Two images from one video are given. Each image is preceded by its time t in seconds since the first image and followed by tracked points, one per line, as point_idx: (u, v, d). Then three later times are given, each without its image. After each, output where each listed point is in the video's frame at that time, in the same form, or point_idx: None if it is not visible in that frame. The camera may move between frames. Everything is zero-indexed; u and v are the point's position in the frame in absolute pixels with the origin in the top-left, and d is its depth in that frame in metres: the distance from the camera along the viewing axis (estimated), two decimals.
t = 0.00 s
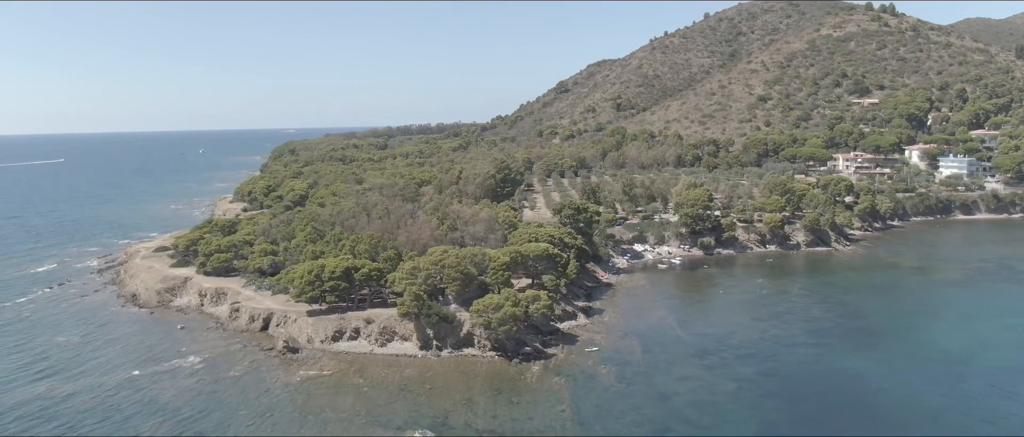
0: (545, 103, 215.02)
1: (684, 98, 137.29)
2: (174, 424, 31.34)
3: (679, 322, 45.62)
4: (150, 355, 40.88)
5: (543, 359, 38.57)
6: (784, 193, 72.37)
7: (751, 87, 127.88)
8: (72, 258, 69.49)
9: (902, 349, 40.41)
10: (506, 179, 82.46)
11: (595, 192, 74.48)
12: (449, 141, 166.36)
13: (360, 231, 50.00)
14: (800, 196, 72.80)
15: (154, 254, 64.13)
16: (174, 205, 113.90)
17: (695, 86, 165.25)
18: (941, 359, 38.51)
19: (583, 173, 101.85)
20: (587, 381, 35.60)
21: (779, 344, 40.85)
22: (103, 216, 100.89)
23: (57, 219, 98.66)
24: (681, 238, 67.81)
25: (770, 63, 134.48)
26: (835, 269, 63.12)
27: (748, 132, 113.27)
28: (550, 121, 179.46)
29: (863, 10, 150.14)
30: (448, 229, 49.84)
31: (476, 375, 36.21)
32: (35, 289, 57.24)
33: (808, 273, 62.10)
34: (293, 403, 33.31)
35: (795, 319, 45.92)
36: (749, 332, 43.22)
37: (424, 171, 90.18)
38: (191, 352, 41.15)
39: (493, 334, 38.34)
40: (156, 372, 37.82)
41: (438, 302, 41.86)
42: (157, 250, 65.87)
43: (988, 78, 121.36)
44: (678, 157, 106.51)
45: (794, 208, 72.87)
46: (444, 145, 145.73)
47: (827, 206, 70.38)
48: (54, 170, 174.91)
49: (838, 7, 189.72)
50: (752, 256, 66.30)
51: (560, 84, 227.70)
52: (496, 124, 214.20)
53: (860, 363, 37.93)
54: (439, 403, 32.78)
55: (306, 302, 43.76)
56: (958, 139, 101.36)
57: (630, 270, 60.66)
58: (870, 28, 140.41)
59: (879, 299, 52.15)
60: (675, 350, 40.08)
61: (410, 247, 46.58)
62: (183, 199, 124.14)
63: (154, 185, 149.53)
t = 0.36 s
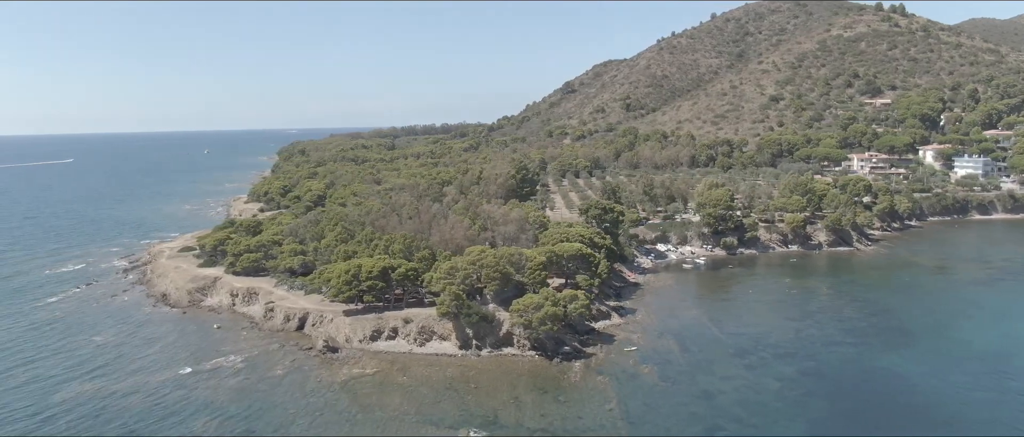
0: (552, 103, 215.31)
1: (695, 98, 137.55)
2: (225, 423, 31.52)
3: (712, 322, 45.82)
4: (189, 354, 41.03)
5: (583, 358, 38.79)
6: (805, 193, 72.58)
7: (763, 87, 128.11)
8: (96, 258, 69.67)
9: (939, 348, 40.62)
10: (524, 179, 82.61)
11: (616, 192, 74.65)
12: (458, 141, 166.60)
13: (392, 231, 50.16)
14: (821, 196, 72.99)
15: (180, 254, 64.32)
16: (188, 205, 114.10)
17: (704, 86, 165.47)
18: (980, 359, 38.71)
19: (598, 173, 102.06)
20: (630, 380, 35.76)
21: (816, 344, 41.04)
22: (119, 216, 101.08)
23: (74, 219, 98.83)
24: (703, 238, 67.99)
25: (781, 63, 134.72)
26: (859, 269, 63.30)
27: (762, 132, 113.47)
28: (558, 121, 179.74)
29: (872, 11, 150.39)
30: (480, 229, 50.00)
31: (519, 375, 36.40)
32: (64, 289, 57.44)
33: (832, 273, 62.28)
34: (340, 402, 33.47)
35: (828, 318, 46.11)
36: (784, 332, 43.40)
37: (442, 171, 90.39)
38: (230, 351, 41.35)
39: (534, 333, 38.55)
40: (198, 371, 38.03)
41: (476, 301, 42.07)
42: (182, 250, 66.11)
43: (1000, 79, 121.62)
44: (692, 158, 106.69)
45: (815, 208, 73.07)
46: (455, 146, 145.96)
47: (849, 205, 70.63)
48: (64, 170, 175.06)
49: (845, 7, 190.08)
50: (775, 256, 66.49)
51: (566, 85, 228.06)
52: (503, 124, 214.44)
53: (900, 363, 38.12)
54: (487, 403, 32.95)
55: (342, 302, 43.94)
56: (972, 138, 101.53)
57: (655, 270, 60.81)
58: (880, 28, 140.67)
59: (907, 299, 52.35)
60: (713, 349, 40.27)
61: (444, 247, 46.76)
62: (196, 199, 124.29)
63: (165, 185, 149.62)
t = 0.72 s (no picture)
0: (559, 104, 215.47)
1: (706, 98, 137.71)
2: (278, 423, 31.66)
3: (747, 322, 46.01)
4: (231, 354, 41.17)
5: (624, 358, 38.93)
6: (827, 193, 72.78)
7: (775, 87, 128.31)
8: (119, 258, 69.75)
9: (978, 348, 40.81)
10: (544, 179, 82.68)
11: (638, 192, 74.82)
12: (467, 141, 166.70)
13: (425, 231, 50.32)
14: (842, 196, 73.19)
15: (205, 254, 64.44)
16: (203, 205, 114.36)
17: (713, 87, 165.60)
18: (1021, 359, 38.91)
19: (613, 174, 102.20)
20: (676, 380, 35.95)
21: (854, 343, 41.23)
22: (135, 217, 101.15)
23: (90, 219, 98.84)
24: (727, 238, 68.13)
25: (792, 63, 134.93)
26: (884, 269, 63.48)
27: (775, 132, 113.67)
28: (567, 121, 179.85)
29: (882, 11, 150.54)
30: (512, 229, 50.13)
31: (564, 374, 36.54)
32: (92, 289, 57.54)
33: (857, 273, 62.48)
34: (390, 401, 33.60)
35: (861, 319, 46.34)
36: (821, 332, 43.59)
37: (459, 172, 90.48)
38: (271, 351, 41.53)
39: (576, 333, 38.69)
40: (243, 371, 38.18)
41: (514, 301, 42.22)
42: (207, 250, 66.23)
43: (1012, 79, 121.84)
44: (707, 158, 106.83)
45: (836, 209, 73.28)
46: (466, 146, 146.10)
47: (871, 205, 70.83)
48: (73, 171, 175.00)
49: (853, 8, 190.37)
50: (799, 257, 66.66)
51: (573, 85, 228.27)
52: (510, 124, 214.52)
53: (942, 363, 38.30)
54: (536, 402, 33.12)
55: (379, 302, 44.05)
56: (987, 139, 101.71)
57: (682, 270, 60.95)
58: (891, 28, 140.85)
59: (936, 299, 52.59)
60: (753, 350, 40.45)
61: (479, 248, 46.93)
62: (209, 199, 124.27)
63: (175, 184, 149.63)
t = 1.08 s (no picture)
0: (566, 104, 215.57)
1: (718, 98, 137.86)
2: (331, 422, 31.83)
3: (783, 322, 46.20)
4: (273, 354, 41.33)
5: (666, 358, 39.09)
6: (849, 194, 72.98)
7: (787, 87, 128.47)
8: (144, 259, 69.91)
9: (1017, 348, 41.03)
10: (564, 179, 82.84)
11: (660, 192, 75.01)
12: (477, 142, 166.83)
13: (459, 231, 50.54)
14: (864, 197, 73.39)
15: (232, 255, 64.63)
16: (218, 205, 114.49)
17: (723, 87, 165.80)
18: None
19: (629, 174, 102.37)
20: (721, 379, 36.17)
21: (893, 343, 41.47)
22: (152, 217, 101.26)
23: (107, 220, 98.93)
24: (751, 238, 68.34)
25: (804, 64, 135.10)
26: (909, 269, 63.69)
27: (789, 132, 113.84)
28: (576, 121, 179.98)
29: (893, 11, 150.72)
30: (546, 229, 50.34)
31: (610, 374, 36.73)
32: (122, 289, 57.73)
33: (882, 272, 62.71)
34: (440, 400, 33.79)
35: (896, 319, 46.58)
36: (858, 332, 43.80)
37: (478, 173, 90.64)
38: (312, 350, 41.73)
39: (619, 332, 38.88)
40: (288, 370, 38.38)
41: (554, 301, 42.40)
42: (233, 250, 66.40)
43: None
44: (721, 158, 107.02)
45: (859, 209, 73.49)
46: (477, 147, 146.23)
47: (894, 206, 71.11)
48: (82, 171, 175.04)
49: (860, 8, 190.52)
50: (823, 257, 66.87)
51: (580, 85, 228.43)
52: (517, 124, 214.60)
53: (984, 363, 38.53)
54: (587, 402, 33.33)
55: (418, 302, 44.26)
56: (1002, 139, 101.87)
57: (709, 270, 61.16)
58: (901, 29, 141.08)
59: (968, 300, 52.77)
60: (793, 349, 40.68)
61: (514, 248, 47.13)
62: (222, 199, 124.33)
63: (186, 184, 149.64)
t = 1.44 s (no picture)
0: (571, 104, 215.79)
1: (727, 98, 138.21)
2: (384, 422, 31.91)
3: (816, 323, 46.41)
4: (312, 354, 41.35)
5: (707, 357, 39.23)
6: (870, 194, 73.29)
7: (797, 88, 128.81)
8: (166, 259, 69.88)
9: None
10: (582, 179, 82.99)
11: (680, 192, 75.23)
12: (485, 142, 166.96)
13: (491, 232, 50.69)
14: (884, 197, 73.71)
15: (256, 255, 64.68)
16: (230, 205, 114.45)
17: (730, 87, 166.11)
18: None
19: (644, 174, 102.57)
20: (766, 378, 36.34)
21: (930, 344, 41.71)
22: (166, 217, 101.14)
23: (121, 220, 98.84)
24: (772, 238, 68.58)
25: (814, 64, 135.48)
26: (932, 268, 63.97)
27: (801, 132, 114.14)
28: (582, 121, 180.23)
29: (900, 12, 151.15)
30: (578, 229, 50.50)
31: (654, 374, 36.87)
32: (149, 289, 57.73)
33: (906, 272, 62.97)
34: (489, 400, 33.90)
35: (929, 320, 46.83)
36: (893, 332, 44.04)
37: (494, 173, 90.77)
38: (351, 350, 41.81)
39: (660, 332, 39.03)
40: (330, 370, 38.46)
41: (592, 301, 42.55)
42: (257, 251, 66.45)
43: None
44: (734, 158, 107.29)
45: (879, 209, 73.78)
46: (486, 147, 146.37)
47: (914, 206, 71.46)
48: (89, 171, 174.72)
49: (865, 8, 191.01)
50: (845, 257, 67.12)
51: (584, 86, 228.72)
52: (522, 124, 214.71)
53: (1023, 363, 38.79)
54: (636, 402, 33.47)
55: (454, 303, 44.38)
56: (1015, 139, 102.22)
57: (733, 270, 61.38)
58: (910, 29, 141.52)
59: (996, 301, 53.04)
60: (831, 349, 40.90)
61: (548, 248, 47.29)
62: (232, 199, 124.27)
63: (194, 184, 149.52)
